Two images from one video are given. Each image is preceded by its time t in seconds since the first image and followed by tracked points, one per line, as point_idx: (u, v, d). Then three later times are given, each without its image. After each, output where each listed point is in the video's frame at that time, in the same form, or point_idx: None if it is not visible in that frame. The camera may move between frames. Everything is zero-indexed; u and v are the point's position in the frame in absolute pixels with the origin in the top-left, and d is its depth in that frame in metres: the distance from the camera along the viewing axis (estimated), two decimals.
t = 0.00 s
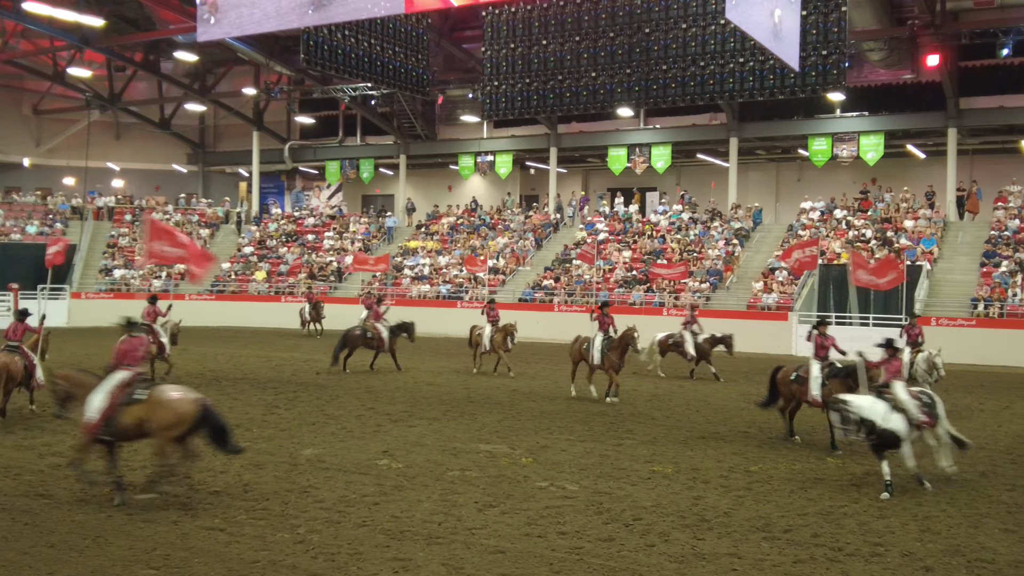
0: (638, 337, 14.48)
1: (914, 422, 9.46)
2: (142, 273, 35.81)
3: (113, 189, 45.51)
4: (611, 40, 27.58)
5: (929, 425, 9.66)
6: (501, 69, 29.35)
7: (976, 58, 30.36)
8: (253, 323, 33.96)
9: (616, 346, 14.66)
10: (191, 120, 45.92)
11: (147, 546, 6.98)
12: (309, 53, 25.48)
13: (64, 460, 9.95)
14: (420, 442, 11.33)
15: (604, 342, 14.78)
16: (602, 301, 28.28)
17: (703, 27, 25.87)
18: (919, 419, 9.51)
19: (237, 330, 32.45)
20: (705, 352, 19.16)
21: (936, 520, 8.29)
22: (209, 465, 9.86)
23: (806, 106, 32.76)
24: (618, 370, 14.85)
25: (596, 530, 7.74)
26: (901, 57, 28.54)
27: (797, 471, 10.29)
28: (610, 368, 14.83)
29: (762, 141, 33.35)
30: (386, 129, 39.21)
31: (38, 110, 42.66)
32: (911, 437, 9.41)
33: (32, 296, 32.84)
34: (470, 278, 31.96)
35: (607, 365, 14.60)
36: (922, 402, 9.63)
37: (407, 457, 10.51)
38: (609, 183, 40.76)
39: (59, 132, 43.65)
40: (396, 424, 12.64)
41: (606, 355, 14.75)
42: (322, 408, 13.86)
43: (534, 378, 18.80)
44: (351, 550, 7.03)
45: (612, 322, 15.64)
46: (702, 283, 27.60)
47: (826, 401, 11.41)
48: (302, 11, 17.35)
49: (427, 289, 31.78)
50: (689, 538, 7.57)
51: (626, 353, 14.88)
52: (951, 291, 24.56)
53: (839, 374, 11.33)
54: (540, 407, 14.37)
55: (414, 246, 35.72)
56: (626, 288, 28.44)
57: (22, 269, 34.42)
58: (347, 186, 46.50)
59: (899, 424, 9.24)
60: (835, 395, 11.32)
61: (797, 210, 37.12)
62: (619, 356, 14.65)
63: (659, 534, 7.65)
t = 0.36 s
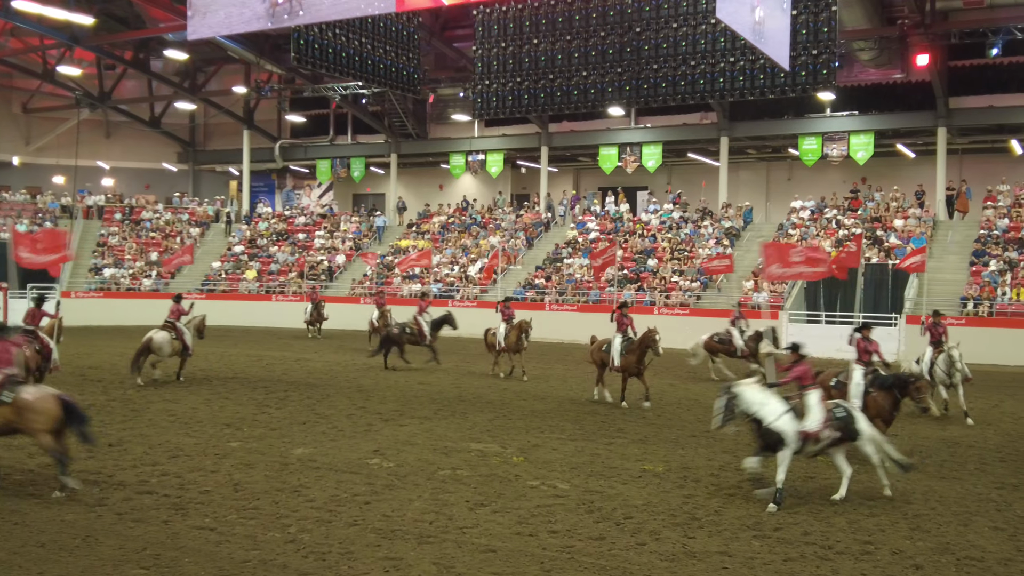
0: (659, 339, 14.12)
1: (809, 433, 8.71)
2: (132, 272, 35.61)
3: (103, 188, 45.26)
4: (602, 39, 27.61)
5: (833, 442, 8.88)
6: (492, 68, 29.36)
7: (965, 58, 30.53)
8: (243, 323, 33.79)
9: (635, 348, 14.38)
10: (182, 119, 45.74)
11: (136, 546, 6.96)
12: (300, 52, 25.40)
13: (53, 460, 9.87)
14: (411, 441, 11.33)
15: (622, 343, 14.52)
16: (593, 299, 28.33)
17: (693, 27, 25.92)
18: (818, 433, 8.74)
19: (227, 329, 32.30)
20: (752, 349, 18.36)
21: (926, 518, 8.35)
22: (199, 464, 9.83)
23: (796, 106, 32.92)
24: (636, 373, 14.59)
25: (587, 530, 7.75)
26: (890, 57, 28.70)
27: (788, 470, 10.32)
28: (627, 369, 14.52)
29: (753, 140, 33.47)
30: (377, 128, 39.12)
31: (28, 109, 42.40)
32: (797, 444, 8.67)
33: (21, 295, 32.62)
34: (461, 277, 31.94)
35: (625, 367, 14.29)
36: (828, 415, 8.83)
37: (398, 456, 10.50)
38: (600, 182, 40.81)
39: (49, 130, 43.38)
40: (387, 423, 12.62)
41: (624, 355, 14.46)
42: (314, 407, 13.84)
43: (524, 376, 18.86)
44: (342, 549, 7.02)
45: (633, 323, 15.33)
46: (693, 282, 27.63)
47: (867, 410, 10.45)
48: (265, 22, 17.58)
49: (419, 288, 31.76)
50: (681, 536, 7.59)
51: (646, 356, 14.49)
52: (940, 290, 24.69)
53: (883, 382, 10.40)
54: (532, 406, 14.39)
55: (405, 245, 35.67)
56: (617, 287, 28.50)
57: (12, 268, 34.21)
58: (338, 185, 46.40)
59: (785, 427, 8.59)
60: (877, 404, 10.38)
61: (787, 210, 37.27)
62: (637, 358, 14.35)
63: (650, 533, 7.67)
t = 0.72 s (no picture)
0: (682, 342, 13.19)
1: (681, 429, 8.42)
2: (124, 272, 35.41)
3: (95, 187, 45.01)
4: (595, 38, 27.63)
5: (711, 437, 8.63)
6: (485, 67, 29.36)
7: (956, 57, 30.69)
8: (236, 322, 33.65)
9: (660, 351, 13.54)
10: (174, 117, 45.56)
11: (128, 545, 6.92)
12: (293, 51, 25.33)
13: (44, 460, 9.79)
14: (404, 440, 11.32)
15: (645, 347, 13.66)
16: (587, 299, 28.36)
17: (686, 26, 25.95)
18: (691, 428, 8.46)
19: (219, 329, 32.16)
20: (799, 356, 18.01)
21: (917, 516, 8.38)
22: (191, 464, 9.78)
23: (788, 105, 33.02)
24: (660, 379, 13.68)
25: (579, 529, 7.74)
26: (882, 57, 28.83)
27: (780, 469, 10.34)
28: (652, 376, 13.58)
29: (745, 140, 33.56)
30: (369, 127, 39.03)
31: (19, 107, 42.16)
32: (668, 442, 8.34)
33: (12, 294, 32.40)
34: (454, 275, 31.90)
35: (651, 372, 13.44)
36: (704, 409, 8.52)
37: (390, 455, 10.48)
38: (592, 181, 40.85)
39: (40, 129, 43.15)
40: (380, 422, 12.60)
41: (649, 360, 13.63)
42: (306, 407, 13.81)
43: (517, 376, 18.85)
44: (335, 549, 7.00)
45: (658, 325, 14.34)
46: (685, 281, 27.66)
47: (916, 419, 9.71)
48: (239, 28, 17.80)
49: (412, 287, 31.72)
50: (674, 535, 7.60)
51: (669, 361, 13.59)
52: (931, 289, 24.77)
53: (931, 388, 9.65)
54: (525, 405, 14.38)
55: (398, 244, 35.64)
56: (610, 286, 28.52)
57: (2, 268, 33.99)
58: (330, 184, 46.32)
59: (654, 425, 8.29)
60: (925, 412, 9.61)
61: (779, 209, 37.39)
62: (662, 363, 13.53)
63: (642, 531, 7.68)
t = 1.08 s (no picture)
0: (711, 343, 12.45)
1: (530, 438, 8.36)
2: (116, 271, 35.19)
3: (86, 186, 44.73)
4: (587, 37, 27.63)
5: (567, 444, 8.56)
6: (477, 65, 29.38)
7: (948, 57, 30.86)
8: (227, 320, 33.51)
9: (685, 354, 12.87)
10: (166, 116, 45.36)
11: (120, 545, 6.89)
12: (285, 49, 25.27)
13: (36, 460, 9.72)
14: (397, 439, 11.31)
15: (672, 348, 13.13)
16: (580, 297, 28.39)
17: (679, 25, 25.95)
18: (542, 435, 8.41)
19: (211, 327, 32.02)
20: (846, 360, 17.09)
21: (909, 514, 8.42)
22: (184, 463, 9.74)
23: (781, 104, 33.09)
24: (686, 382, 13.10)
25: (572, 527, 7.74)
26: (874, 56, 28.97)
27: (772, 467, 10.37)
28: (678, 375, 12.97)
29: (737, 139, 33.63)
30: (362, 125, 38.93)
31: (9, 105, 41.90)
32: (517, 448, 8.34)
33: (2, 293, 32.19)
34: (447, 274, 31.85)
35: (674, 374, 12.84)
36: (555, 417, 8.44)
37: (383, 454, 10.47)
38: (585, 180, 40.87)
39: (31, 128, 42.91)
40: (373, 421, 12.57)
41: (673, 362, 13.02)
42: (299, 405, 13.77)
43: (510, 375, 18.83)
44: (328, 547, 6.99)
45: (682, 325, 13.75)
46: (678, 280, 27.64)
47: (975, 429, 9.37)
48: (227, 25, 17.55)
49: (404, 286, 31.63)
50: (666, 533, 7.61)
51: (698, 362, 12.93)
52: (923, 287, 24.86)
53: (993, 400, 9.38)
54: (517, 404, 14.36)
55: (390, 243, 35.56)
56: (603, 285, 28.53)
57: None
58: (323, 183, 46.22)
59: (504, 439, 8.26)
60: (987, 424, 9.31)
61: (771, 208, 37.50)
62: (687, 366, 12.88)
63: (635, 530, 7.69)
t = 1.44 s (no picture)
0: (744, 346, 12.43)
1: (359, 434, 7.98)
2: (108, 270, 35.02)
3: (78, 184, 44.49)
4: (580, 36, 27.64)
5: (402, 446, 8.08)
6: (470, 64, 29.47)
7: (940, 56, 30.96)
8: (219, 319, 33.34)
9: (717, 358, 12.81)
10: (158, 114, 45.19)
11: (113, 544, 6.86)
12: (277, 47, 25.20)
13: (27, 460, 9.66)
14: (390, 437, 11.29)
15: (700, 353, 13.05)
16: (573, 295, 28.46)
17: (672, 24, 26.00)
18: (374, 433, 8.02)
19: (203, 326, 31.88)
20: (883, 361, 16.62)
21: (901, 512, 8.46)
22: (176, 462, 9.71)
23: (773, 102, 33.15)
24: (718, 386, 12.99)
25: (565, 525, 7.75)
26: (866, 55, 29.07)
27: (765, 465, 10.39)
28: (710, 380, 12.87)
29: (730, 137, 33.70)
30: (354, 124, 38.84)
31: None
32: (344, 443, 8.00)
33: None
34: (439, 273, 31.82)
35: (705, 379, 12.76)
36: (394, 416, 8.04)
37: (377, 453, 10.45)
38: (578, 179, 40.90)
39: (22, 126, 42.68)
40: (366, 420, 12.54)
41: (705, 367, 12.89)
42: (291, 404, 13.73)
43: (504, 374, 18.81)
44: (321, 546, 6.98)
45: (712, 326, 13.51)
46: (670, 278, 27.60)
47: None
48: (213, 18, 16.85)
49: (397, 284, 31.53)
50: (659, 532, 7.62)
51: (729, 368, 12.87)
52: (915, 286, 24.93)
53: None
54: (511, 402, 14.36)
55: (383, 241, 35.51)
56: (596, 283, 28.59)
57: None
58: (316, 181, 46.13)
59: (332, 431, 7.97)
60: None
61: (763, 206, 37.61)
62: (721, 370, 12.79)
63: (628, 528, 7.70)
